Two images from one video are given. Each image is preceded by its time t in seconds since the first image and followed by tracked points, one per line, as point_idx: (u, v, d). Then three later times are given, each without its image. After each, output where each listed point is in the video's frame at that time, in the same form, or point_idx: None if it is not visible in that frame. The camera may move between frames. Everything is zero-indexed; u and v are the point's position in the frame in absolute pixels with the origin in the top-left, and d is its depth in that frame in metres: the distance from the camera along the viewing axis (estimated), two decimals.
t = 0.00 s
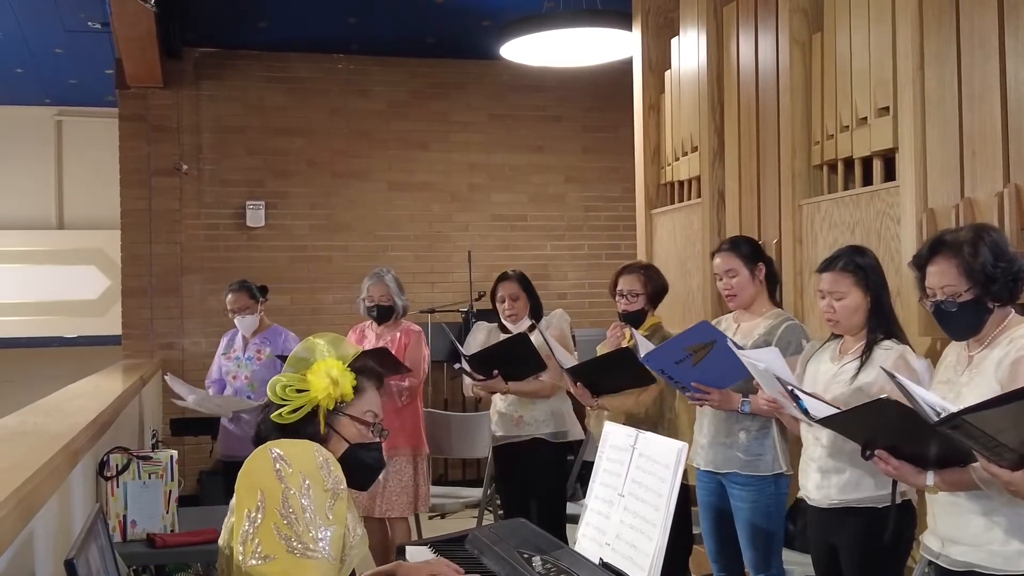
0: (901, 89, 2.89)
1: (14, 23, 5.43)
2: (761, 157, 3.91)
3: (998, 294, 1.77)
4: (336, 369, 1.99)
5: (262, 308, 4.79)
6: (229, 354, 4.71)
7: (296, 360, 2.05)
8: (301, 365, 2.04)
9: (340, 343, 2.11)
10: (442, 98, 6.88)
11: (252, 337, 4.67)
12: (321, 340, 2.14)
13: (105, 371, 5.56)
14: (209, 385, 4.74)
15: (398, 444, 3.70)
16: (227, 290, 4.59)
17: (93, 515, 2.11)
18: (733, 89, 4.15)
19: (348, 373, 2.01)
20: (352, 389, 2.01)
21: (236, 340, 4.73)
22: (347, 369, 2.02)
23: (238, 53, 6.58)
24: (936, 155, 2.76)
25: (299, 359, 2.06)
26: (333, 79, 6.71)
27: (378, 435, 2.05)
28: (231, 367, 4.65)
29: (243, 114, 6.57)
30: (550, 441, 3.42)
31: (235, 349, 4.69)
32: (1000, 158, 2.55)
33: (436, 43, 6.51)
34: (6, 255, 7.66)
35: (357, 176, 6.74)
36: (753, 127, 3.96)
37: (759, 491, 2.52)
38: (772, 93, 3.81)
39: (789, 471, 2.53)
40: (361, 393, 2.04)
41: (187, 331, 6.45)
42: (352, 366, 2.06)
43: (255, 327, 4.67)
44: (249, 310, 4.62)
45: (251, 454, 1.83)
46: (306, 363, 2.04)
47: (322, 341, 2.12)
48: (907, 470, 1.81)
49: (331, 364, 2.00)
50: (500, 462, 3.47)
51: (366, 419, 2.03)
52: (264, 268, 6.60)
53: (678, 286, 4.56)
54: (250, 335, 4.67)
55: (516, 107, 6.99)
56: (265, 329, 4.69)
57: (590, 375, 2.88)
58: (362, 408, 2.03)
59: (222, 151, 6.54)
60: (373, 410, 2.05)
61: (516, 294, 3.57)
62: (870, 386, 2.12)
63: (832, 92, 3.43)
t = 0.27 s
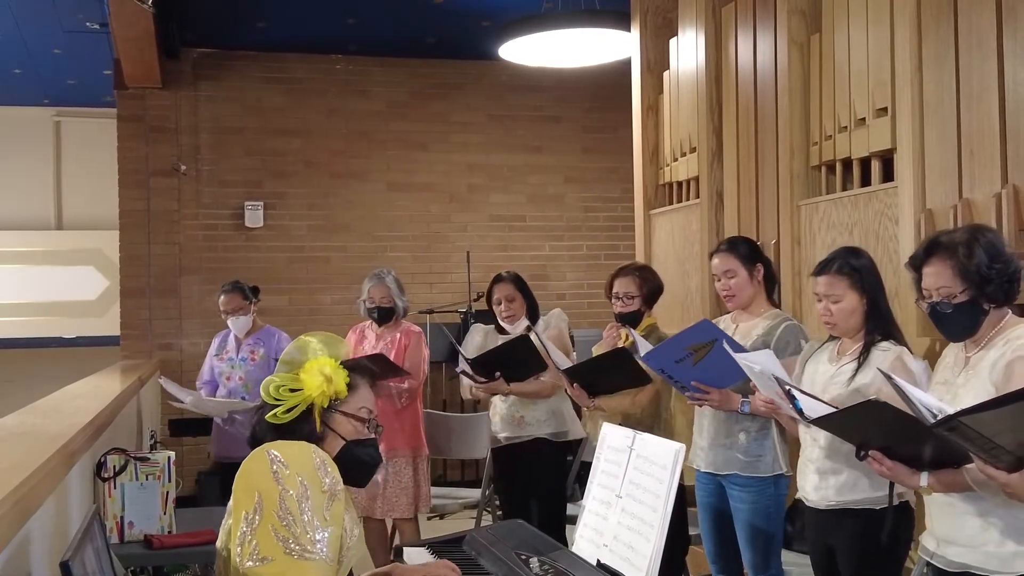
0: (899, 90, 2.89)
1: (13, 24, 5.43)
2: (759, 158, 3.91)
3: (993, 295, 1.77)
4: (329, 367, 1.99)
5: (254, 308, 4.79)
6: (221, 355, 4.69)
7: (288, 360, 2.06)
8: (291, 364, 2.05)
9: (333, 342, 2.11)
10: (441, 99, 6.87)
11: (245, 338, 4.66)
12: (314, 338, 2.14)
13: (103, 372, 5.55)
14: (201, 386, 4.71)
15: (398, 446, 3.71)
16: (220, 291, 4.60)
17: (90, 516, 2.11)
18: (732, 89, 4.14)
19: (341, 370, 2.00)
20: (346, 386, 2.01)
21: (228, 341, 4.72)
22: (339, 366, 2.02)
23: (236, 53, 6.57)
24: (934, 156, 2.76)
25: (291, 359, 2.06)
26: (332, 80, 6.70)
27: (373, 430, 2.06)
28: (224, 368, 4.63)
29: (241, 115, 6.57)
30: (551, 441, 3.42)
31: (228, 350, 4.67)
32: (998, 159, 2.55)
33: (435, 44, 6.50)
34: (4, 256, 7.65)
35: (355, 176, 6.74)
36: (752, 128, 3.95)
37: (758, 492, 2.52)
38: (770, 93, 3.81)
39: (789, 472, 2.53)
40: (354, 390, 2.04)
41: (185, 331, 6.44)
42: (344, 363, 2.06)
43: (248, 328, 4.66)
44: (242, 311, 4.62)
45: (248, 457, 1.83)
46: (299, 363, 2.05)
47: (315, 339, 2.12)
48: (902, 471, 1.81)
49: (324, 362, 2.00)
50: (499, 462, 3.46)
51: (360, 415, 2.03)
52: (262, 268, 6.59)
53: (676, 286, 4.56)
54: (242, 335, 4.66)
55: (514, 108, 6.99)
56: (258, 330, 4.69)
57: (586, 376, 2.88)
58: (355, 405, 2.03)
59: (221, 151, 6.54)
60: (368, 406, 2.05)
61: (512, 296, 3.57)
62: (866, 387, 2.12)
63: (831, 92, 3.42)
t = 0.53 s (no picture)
0: (897, 91, 2.89)
1: (12, 24, 5.42)
2: (758, 160, 3.91)
3: (990, 296, 1.77)
4: (321, 366, 1.99)
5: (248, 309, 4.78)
6: (215, 357, 4.67)
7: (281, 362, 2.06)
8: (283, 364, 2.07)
9: (325, 344, 2.13)
10: (440, 100, 6.87)
11: (239, 339, 4.66)
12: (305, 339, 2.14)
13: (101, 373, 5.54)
14: (195, 388, 4.70)
15: (400, 448, 3.70)
16: (213, 293, 4.57)
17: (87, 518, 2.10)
18: (731, 90, 4.14)
19: (333, 369, 2.00)
20: (339, 384, 2.01)
21: (222, 342, 4.70)
22: (331, 365, 2.02)
23: (235, 54, 6.57)
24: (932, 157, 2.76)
25: (282, 362, 2.07)
26: (331, 81, 6.70)
27: (369, 426, 2.06)
28: (219, 369, 4.62)
29: (240, 116, 6.56)
30: (553, 441, 3.42)
31: (222, 351, 4.66)
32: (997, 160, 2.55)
33: (434, 44, 6.51)
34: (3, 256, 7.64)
35: (354, 177, 6.74)
36: (751, 129, 3.95)
37: (759, 494, 2.52)
38: (769, 94, 3.81)
39: (789, 474, 2.53)
40: (348, 387, 2.03)
41: (184, 332, 6.43)
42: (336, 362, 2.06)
43: (242, 329, 4.66)
44: (236, 313, 4.60)
45: (246, 461, 1.83)
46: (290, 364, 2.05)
47: (306, 340, 2.12)
48: (901, 472, 1.80)
49: (316, 362, 2.00)
50: (499, 463, 3.45)
51: (355, 412, 2.03)
52: (261, 269, 6.59)
53: (675, 287, 4.56)
54: (236, 336, 4.65)
55: (513, 109, 6.99)
56: (252, 332, 4.68)
57: (583, 377, 2.88)
58: (350, 403, 2.02)
59: (219, 152, 6.53)
60: (362, 402, 2.05)
61: (511, 296, 3.57)
62: (867, 389, 2.12)
63: (830, 93, 3.42)
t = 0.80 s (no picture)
0: (895, 92, 2.89)
1: (10, 25, 5.42)
2: (756, 161, 3.91)
3: (988, 297, 1.77)
4: (314, 368, 1.99)
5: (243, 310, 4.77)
6: (210, 358, 4.65)
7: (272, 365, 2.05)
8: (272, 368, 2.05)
9: (319, 344, 2.13)
10: (438, 101, 6.87)
11: (235, 340, 4.66)
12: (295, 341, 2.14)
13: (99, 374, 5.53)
14: (187, 390, 4.65)
15: (405, 449, 3.70)
16: (209, 294, 4.59)
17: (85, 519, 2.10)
18: (729, 91, 4.14)
19: (326, 369, 2.02)
20: (333, 384, 2.02)
21: (217, 343, 4.69)
22: (323, 366, 2.03)
23: (233, 55, 6.57)
24: (930, 158, 2.76)
25: (273, 366, 2.06)
26: (329, 82, 6.70)
27: (367, 424, 2.06)
28: (215, 371, 4.61)
29: (239, 117, 6.56)
30: (556, 442, 3.42)
31: (218, 352, 4.65)
32: (995, 161, 2.56)
33: (433, 45, 6.51)
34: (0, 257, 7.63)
35: (353, 178, 6.73)
36: (749, 130, 3.96)
37: (762, 497, 2.51)
38: (767, 95, 3.81)
39: (791, 476, 2.54)
40: (342, 387, 2.04)
41: (182, 333, 6.43)
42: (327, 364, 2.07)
43: (237, 330, 4.66)
44: (230, 313, 4.62)
45: (243, 464, 1.84)
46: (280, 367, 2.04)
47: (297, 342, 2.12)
48: (901, 475, 1.80)
49: (308, 363, 2.00)
50: (503, 466, 3.45)
51: (351, 411, 2.03)
52: (260, 270, 6.59)
53: (674, 288, 4.56)
54: (231, 337, 4.65)
55: (512, 110, 6.99)
56: (248, 333, 4.68)
57: (581, 378, 2.88)
58: (346, 402, 2.03)
59: (218, 153, 6.53)
60: (358, 401, 2.05)
61: (512, 296, 3.57)
62: (871, 390, 2.12)
63: (827, 94, 3.42)
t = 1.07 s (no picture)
0: (893, 93, 2.90)
1: (8, 26, 5.42)
2: (754, 162, 3.91)
3: (985, 298, 1.77)
4: (308, 370, 1.97)
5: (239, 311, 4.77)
6: (207, 360, 4.64)
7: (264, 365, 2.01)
8: (265, 370, 2.00)
9: (312, 344, 2.10)
10: (437, 102, 6.87)
11: (232, 341, 4.66)
12: (287, 339, 2.11)
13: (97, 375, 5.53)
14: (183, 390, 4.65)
15: (407, 450, 3.70)
16: (204, 296, 4.58)
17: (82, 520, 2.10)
18: (727, 92, 4.15)
19: (320, 371, 1.99)
20: (328, 385, 2.00)
21: (212, 344, 4.67)
22: (317, 366, 2.00)
23: (231, 56, 6.57)
24: (928, 159, 2.76)
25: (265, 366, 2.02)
26: (327, 83, 6.70)
27: (363, 422, 2.06)
28: (213, 373, 4.60)
29: (237, 118, 6.56)
30: (556, 445, 3.42)
31: (215, 354, 4.63)
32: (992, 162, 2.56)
33: (430, 46, 6.51)
34: None
35: (351, 179, 6.73)
36: (746, 131, 3.97)
37: (762, 500, 2.52)
38: (764, 96, 3.82)
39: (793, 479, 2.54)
40: (337, 387, 2.03)
41: (180, 334, 6.42)
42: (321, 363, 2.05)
43: (235, 331, 4.66)
44: (227, 315, 4.62)
45: (239, 470, 1.84)
46: (273, 368, 2.00)
47: (289, 341, 2.09)
48: (897, 475, 1.80)
49: (301, 366, 1.98)
50: (506, 470, 3.45)
51: (348, 411, 2.03)
52: (258, 271, 6.58)
53: (672, 289, 4.56)
54: (227, 338, 4.65)
55: (510, 111, 6.99)
56: (244, 334, 4.69)
57: (579, 379, 2.88)
58: (342, 403, 2.03)
59: (216, 154, 6.53)
60: (355, 400, 2.05)
61: (513, 297, 3.57)
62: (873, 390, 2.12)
63: (825, 95, 3.43)
